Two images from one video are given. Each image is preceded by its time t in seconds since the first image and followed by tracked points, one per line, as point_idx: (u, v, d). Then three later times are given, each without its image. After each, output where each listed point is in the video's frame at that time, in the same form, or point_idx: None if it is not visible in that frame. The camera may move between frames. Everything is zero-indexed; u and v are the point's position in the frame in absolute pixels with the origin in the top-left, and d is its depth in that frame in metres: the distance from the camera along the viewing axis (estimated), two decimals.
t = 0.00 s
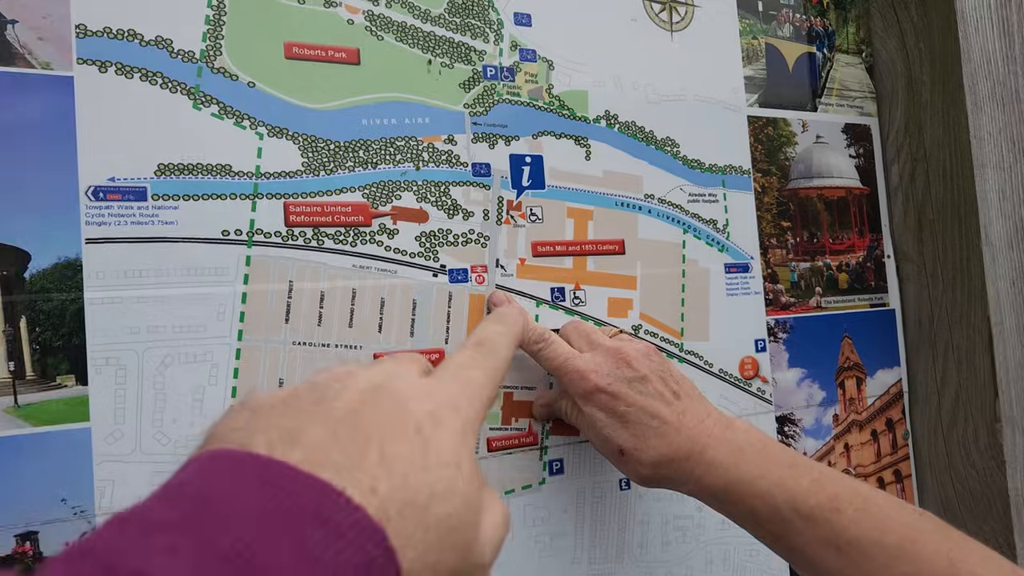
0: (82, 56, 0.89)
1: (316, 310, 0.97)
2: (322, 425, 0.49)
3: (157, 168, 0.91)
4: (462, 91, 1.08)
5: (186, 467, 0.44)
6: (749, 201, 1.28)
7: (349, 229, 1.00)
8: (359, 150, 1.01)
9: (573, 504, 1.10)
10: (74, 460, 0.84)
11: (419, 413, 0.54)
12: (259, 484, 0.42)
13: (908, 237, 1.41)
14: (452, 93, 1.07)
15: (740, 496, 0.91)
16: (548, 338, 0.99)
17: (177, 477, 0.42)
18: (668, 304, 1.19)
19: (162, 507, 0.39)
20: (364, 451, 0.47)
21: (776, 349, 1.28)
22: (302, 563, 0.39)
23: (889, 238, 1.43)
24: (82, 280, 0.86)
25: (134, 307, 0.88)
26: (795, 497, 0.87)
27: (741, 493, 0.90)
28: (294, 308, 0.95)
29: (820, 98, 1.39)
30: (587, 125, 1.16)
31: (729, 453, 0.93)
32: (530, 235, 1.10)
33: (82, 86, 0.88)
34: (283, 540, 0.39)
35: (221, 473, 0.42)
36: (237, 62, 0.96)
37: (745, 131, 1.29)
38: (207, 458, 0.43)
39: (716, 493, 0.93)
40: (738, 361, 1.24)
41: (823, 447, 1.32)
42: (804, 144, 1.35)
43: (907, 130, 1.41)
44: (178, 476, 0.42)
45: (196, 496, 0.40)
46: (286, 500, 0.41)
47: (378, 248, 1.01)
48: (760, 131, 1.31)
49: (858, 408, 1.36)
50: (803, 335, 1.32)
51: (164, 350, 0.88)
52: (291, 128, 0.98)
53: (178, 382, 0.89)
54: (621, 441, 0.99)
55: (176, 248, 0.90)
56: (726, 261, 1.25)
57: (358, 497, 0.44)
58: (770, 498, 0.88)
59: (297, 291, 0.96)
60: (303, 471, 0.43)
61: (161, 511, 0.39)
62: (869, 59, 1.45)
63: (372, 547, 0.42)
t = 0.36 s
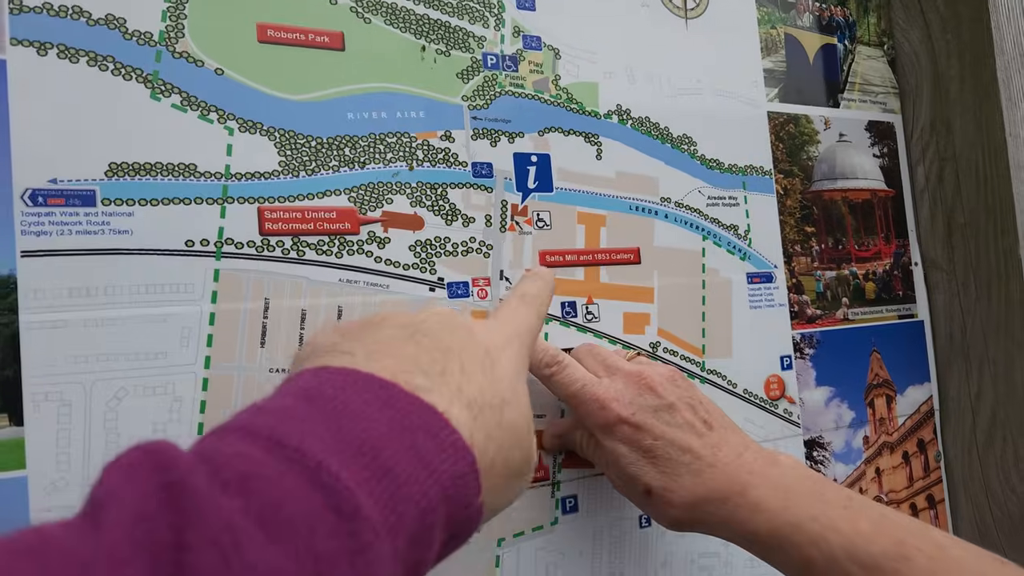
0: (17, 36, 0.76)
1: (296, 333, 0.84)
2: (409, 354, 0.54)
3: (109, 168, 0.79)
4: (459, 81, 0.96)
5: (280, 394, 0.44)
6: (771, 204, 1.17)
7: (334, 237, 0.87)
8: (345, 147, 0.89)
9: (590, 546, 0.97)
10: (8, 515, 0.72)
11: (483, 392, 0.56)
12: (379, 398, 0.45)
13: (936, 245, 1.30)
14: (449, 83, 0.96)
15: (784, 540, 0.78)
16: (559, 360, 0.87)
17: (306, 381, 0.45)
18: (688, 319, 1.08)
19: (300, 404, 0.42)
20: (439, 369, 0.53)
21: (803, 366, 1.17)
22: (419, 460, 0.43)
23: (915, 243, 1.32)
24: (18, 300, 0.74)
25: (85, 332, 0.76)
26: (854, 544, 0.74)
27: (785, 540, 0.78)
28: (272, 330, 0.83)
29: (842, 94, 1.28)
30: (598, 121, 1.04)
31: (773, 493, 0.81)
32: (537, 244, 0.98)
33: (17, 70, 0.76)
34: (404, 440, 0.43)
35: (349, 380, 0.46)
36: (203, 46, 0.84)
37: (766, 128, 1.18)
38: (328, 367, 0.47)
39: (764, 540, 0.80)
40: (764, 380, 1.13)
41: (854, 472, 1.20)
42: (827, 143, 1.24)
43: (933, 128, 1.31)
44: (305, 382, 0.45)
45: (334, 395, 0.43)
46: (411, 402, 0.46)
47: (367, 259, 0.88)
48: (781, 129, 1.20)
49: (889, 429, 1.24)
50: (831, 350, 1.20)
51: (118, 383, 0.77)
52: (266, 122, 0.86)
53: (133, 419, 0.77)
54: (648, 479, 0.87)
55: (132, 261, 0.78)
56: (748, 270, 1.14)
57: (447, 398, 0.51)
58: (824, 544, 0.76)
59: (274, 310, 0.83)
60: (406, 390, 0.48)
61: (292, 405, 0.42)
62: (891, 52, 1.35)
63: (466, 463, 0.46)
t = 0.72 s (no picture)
0: None
1: (277, 351, 0.77)
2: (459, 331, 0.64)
3: (69, 173, 0.72)
4: (450, 79, 0.90)
5: (348, 375, 0.49)
6: (775, 209, 1.12)
7: (317, 246, 0.80)
8: (327, 149, 0.83)
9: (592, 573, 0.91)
10: None
11: (525, 365, 0.65)
12: (442, 388, 0.50)
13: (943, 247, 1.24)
14: (438, 81, 0.90)
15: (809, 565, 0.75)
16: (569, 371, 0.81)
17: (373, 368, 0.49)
18: (692, 329, 1.02)
19: (372, 390, 0.47)
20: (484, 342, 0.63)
21: (810, 377, 1.12)
22: (470, 450, 0.48)
23: (920, 248, 1.25)
24: None
25: (44, 352, 0.69)
26: (883, 570, 0.73)
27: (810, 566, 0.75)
28: (250, 348, 0.77)
29: (845, 93, 1.22)
30: (596, 120, 0.99)
31: (793, 513, 0.78)
32: (533, 251, 0.92)
33: None
34: (467, 431, 0.49)
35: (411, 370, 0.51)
36: (172, 40, 0.78)
37: (768, 129, 1.13)
38: (395, 353, 0.53)
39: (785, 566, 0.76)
40: (771, 393, 1.08)
41: (864, 488, 1.14)
42: (831, 143, 1.19)
43: (938, 128, 1.25)
44: (371, 367, 0.50)
45: (401, 382, 0.48)
46: (466, 395, 0.51)
47: (354, 270, 0.82)
48: (784, 129, 1.14)
49: (897, 441, 1.17)
50: (838, 360, 1.15)
51: (80, 408, 0.70)
52: (243, 122, 0.79)
53: (96, 449, 0.70)
54: (658, 502, 0.80)
55: (95, 273, 0.72)
56: (753, 277, 1.08)
57: (498, 375, 0.59)
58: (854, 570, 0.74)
59: (252, 326, 0.77)
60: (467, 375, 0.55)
61: (373, 387, 0.47)
62: (893, 49, 1.28)
63: (517, 453, 0.52)
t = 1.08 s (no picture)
0: None
1: (237, 367, 0.72)
2: (467, 354, 0.64)
3: (9, 178, 0.68)
4: (422, 76, 0.86)
5: (361, 399, 0.49)
6: (764, 211, 1.08)
7: (279, 254, 0.76)
8: (291, 151, 0.78)
9: None
10: None
11: (534, 390, 0.65)
12: (454, 416, 0.50)
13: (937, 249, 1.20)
14: (410, 78, 0.85)
15: None
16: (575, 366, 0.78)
17: (387, 391, 0.50)
18: (680, 337, 0.98)
19: (388, 415, 0.47)
20: (493, 366, 0.63)
21: (802, 386, 1.07)
22: (483, 483, 0.48)
23: (914, 250, 1.21)
24: None
25: None
26: None
27: None
28: (207, 364, 0.71)
29: (835, 90, 1.18)
30: (577, 120, 0.94)
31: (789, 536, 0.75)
32: (511, 258, 0.87)
33: None
34: (483, 460, 0.49)
35: (424, 395, 0.51)
36: (121, 35, 0.73)
37: (757, 128, 1.08)
38: (412, 377, 0.53)
39: None
40: (762, 403, 1.03)
41: (858, 500, 1.09)
42: (821, 143, 1.15)
43: (931, 126, 1.21)
44: (386, 391, 0.51)
45: (416, 409, 0.49)
46: (482, 423, 0.51)
47: (320, 280, 0.77)
48: (773, 128, 1.10)
49: (893, 451, 1.13)
50: (830, 368, 1.10)
51: (21, 431, 0.65)
52: (199, 122, 0.75)
53: (39, 474, 0.65)
54: (646, 523, 0.76)
55: (37, 286, 0.67)
56: (742, 282, 1.04)
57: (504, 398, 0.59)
58: None
59: (209, 341, 0.72)
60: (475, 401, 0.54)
61: (389, 414, 0.47)
62: (884, 46, 1.24)
63: (529, 486, 0.52)
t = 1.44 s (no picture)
0: None
1: (227, 370, 0.70)
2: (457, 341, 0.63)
3: None
4: (414, 71, 0.84)
5: (361, 387, 0.50)
6: (762, 207, 1.07)
7: (269, 254, 0.74)
8: (281, 148, 0.76)
9: None
10: None
11: (524, 376, 0.64)
12: (452, 404, 0.51)
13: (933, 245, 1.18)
14: (402, 73, 0.83)
15: None
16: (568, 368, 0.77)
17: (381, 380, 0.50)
18: (677, 335, 0.96)
19: (385, 404, 0.47)
20: (484, 354, 0.63)
21: (800, 385, 1.06)
22: (480, 472, 0.49)
23: (911, 247, 1.19)
24: None
25: None
26: None
27: None
28: (195, 368, 0.69)
29: (831, 86, 1.17)
30: (572, 116, 0.93)
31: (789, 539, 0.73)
32: (506, 257, 0.85)
33: None
34: (479, 450, 0.50)
35: (420, 384, 0.52)
36: (105, 29, 0.72)
37: (753, 125, 1.07)
38: (408, 367, 0.53)
39: None
40: (760, 402, 1.02)
41: (858, 499, 1.08)
42: (817, 140, 1.14)
43: (928, 122, 1.20)
44: (382, 381, 0.51)
45: (413, 398, 0.49)
46: (479, 413, 0.51)
47: (311, 280, 0.75)
48: (770, 124, 1.09)
49: (891, 449, 1.12)
50: (828, 365, 1.09)
51: (3, 437, 0.63)
52: (186, 119, 0.73)
53: (22, 482, 0.63)
54: (646, 525, 0.74)
55: (20, 288, 0.65)
56: (739, 280, 1.03)
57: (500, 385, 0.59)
58: None
59: (198, 343, 0.70)
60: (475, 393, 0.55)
61: (387, 403, 0.48)
62: (879, 41, 1.22)
63: (520, 476, 0.53)
